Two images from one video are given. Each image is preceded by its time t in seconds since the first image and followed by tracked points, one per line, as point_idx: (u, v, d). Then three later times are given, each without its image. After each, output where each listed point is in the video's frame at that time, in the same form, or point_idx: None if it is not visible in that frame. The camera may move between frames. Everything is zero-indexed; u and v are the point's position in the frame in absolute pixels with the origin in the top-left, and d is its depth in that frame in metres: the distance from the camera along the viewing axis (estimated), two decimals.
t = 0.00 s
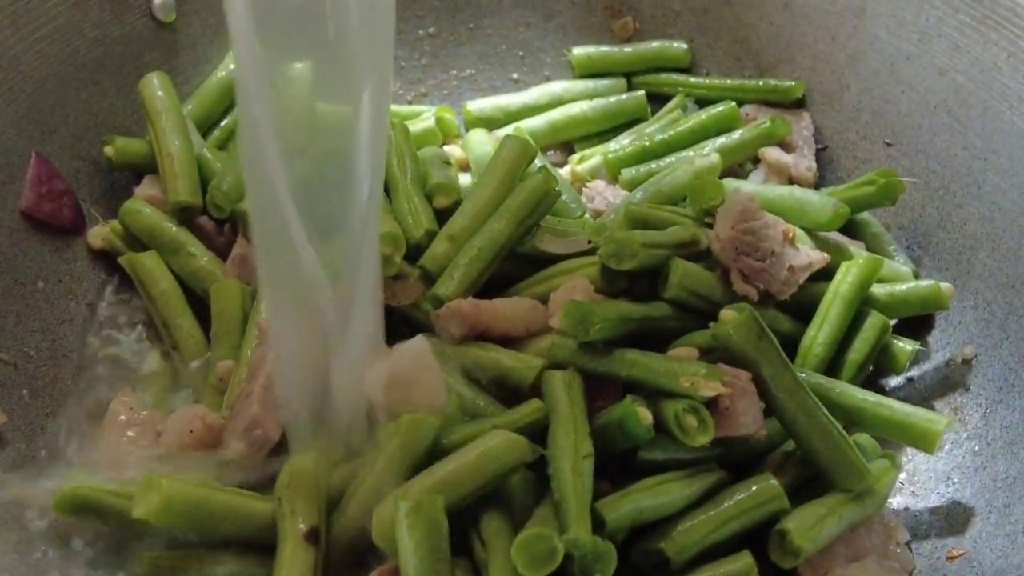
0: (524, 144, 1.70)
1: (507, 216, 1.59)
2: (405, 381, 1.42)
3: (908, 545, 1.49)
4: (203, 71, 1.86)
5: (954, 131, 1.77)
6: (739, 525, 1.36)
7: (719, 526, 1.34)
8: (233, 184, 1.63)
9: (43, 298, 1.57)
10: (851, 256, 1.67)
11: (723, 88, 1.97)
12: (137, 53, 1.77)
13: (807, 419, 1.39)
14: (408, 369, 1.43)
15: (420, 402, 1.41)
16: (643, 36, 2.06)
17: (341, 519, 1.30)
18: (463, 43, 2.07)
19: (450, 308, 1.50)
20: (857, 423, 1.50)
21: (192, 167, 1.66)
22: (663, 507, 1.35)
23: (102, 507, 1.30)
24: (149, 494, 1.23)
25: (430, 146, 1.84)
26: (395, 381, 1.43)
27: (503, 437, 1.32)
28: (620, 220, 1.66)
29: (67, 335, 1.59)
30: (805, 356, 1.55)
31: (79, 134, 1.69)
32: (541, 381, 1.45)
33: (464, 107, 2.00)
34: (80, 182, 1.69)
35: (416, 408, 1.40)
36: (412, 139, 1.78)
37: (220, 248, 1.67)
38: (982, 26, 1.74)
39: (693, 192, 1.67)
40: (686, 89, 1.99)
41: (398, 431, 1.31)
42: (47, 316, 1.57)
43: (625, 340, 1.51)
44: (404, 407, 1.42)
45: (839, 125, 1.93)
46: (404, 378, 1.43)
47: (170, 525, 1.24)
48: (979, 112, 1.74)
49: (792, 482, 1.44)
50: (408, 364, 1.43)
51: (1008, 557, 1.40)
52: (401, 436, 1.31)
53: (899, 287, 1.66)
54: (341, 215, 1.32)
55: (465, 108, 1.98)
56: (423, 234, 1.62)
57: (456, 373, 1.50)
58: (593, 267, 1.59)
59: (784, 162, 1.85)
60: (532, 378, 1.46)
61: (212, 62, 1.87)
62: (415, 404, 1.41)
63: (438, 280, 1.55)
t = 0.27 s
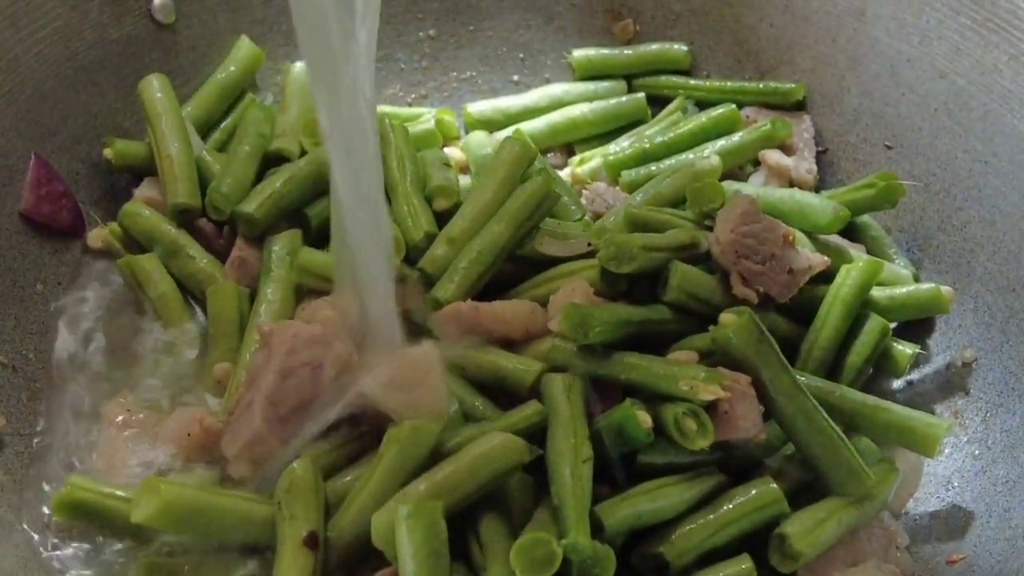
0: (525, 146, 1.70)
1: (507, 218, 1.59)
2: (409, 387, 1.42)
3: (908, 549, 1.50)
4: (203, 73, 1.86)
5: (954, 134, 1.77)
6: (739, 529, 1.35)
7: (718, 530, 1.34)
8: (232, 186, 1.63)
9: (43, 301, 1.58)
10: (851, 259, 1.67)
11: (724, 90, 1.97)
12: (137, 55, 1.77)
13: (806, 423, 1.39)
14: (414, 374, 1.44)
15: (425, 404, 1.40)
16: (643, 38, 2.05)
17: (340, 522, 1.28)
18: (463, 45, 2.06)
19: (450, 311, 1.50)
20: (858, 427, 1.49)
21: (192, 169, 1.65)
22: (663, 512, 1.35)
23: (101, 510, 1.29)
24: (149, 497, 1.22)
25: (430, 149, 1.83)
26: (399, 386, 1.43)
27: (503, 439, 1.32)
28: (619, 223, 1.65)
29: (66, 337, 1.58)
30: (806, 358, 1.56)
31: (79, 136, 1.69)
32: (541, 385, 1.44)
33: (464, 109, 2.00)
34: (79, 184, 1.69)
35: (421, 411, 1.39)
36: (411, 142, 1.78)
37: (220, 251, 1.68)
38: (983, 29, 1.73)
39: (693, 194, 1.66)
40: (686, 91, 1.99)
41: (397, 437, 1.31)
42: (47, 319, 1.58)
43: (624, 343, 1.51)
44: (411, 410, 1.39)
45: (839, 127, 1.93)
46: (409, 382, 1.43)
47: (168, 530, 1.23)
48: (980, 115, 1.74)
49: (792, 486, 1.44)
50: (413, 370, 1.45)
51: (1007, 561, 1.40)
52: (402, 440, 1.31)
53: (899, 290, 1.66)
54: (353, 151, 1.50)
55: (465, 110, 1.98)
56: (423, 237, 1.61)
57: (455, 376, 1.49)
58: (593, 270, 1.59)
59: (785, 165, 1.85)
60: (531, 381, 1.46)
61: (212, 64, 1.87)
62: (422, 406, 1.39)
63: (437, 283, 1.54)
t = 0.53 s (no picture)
0: (527, 147, 1.69)
1: (507, 219, 1.58)
2: (403, 387, 1.40)
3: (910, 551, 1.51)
4: (202, 73, 1.85)
5: (957, 135, 1.77)
6: (739, 531, 1.35)
7: (719, 533, 1.33)
8: (232, 186, 1.62)
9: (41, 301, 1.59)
10: (853, 260, 1.66)
11: (725, 91, 1.96)
12: (136, 55, 1.76)
13: (807, 425, 1.38)
14: (407, 373, 1.40)
15: (419, 406, 1.38)
16: (644, 38, 2.05)
17: (338, 523, 1.28)
18: (463, 45, 2.06)
19: (450, 312, 1.49)
20: (861, 429, 1.48)
21: (191, 169, 1.65)
22: (663, 514, 1.34)
23: (97, 511, 1.29)
24: (147, 498, 1.22)
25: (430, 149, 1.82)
26: (394, 384, 1.40)
27: (503, 440, 1.32)
28: (620, 223, 1.64)
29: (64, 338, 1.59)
30: (807, 360, 1.55)
31: (78, 136, 1.69)
32: (541, 386, 1.44)
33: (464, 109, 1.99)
34: (78, 184, 1.68)
35: (416, 412, 1.38)
36: (411, 142, 1.77)
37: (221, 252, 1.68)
38: (986, 29, 1.72)
39: (694, 195, 1.65)
40: (688, 92, 1.98)
41: (396, 439, 1.30)
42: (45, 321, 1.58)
43: (624, 345, 1.49)
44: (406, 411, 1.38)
45: (841, 128, 1.92)
46: (402, 383, 1.40)
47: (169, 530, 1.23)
48: (983, 116, 1.73)
49: (793, 488, 1.44)
50: (407, 368, 1.41)
51: (1008, 566, 1.41)
52: (400, 442, 1.30)
53: (902, 291, 1.65)
54: (355, 139, 1.45)
55: (466, 111, 1.97)
56: (423, 237, 1.60)
57: (455, 377, 1.49)
58: (593, 271, 1.57)
59: (787, 166, 1.85)
60: (532, 382, 1.45)
61: (212, 64, 1.86)
62: (415, 407, 1.38)
63: (437, 284, 1.54)
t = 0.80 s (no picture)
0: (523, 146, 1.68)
1: (504, 219, 1.58)
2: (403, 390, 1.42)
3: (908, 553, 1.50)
4: (199, 73, 1.85)
5: (956, 135, 1.76)
6: (736, 533, 1.34)
7: (716, 535, 1.33)
8: (227, 186, 1.61)
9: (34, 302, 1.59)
10: (852, 261, 1.65)
11: (724, 91, 1.96)
12: (132, 54, 1.75)
13: (805, 427, 1.38)
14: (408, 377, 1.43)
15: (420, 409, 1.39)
16: (643, 38, 2.04)
17: (332, 525, 1.27)
18: (461, 44, 2.05)
19: (445, 312, 1.49)
20: (860, 431, 1.46)
21: (187, 169, 1.64)
22: (660, 516, 1.33)
23: (90, 513, 1.28)
24: (140, 502, 1.21)
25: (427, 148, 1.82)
26: (394, 389, 1.42)
27: (498, 441, 1.31)
28: (617, 223, 1.63)
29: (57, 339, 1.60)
30: (804, 361, 1.54)
31: (74, 136, 1.68)
32: (538, 386, 1.42)
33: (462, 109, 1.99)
34: (73, 184, 1.68)
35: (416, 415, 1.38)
36: (408, 141, 1.76)
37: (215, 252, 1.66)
38: (985, 29, 1.72)
39: (691, 195, 1.65)
40: (687, 92, 1.98)
41: (391, 440, 1.30)
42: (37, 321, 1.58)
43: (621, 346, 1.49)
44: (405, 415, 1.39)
45: (840, 128, 1.92)
46: (401, 386, 1.42)
47: (162, 536, 1.22)
48: (982, 116, 1.73)
49: (791, 490, 1.43)
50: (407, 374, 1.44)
51: (1007, 568, 1.40)
52: (394, 444, 1.30)
53: (900, 292, 1.64)
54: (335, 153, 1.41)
55: (463, 110, 1.97)
56: (419, 237, 1.60)
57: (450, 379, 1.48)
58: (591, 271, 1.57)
59: (784, 166, 1.84)
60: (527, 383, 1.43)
61: (208, 64, 1.86)
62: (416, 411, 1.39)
63: (433, 284, 1.54)
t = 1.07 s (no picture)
0: (521, 147, 1.68)
1: (501, 221, 1.58)
2: (399, 390, 1.41)
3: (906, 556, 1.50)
4: (198, 75, 1.85)
5: (953, 137, 1.76)
6: (733, 536, 1.34)
7: (713, 537, 1.33)
8: (226, 188, 1.61)
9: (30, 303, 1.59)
10: (851, 263, 1.65)
11: (722, 93, 1.96)
12: (131, 56, 1.76)
13: (800, 429, 1.38)
14: (404, 375, 1.42)
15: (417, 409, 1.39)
16: (641, 40, 2.04)
17: (330, 526, 1.27)
18: (460, 46, 2.05)
19: (443, 315, 1.49)
20: (857, 434, 1.46)
21: (186, 171, 1.65)
22: (657, 518, 1.32)
23: (88, 514, 1.28)
24: (138, 502, 1.22)
25: (426, 149, 1.81)
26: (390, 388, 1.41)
27: (494, 443, 1.32)
28: (614, 226, 1.64)
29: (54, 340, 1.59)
30: (801, 364, 1.55)
31: (72, 138, 1.69)
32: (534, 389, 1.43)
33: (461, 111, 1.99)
34: (71, 185, 1.69)
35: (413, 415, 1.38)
36: (406, 143, 1.76)
37: (212, 254, 1.66)
38: (983, 31, 1.71)
39: (691, 198, 1.64)
40: (686, 93, 1.98)
41: (388, 442, 1.31)
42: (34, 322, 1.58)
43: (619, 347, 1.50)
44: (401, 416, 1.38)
45: (839, 129, 1.92)
46: (398, 385, 1.41)
47: (161, 536, 1.23)
48: (980, 118, 1.73)
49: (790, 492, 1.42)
50: (402, 374, 1.42)
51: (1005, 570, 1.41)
52: (391, 446, 1.31)
53: (898, 294, 1.64)
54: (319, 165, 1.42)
55: (462, 113, 1.97)
56: (417, 238, 1.59)
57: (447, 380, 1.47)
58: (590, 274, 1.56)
59: (783, 168, 1.84)
60: (524, 385, 1.44)
61: (207, 66, 1.86)
62: (413, 411, 1.38)
63: (431, 285, 1.54)
